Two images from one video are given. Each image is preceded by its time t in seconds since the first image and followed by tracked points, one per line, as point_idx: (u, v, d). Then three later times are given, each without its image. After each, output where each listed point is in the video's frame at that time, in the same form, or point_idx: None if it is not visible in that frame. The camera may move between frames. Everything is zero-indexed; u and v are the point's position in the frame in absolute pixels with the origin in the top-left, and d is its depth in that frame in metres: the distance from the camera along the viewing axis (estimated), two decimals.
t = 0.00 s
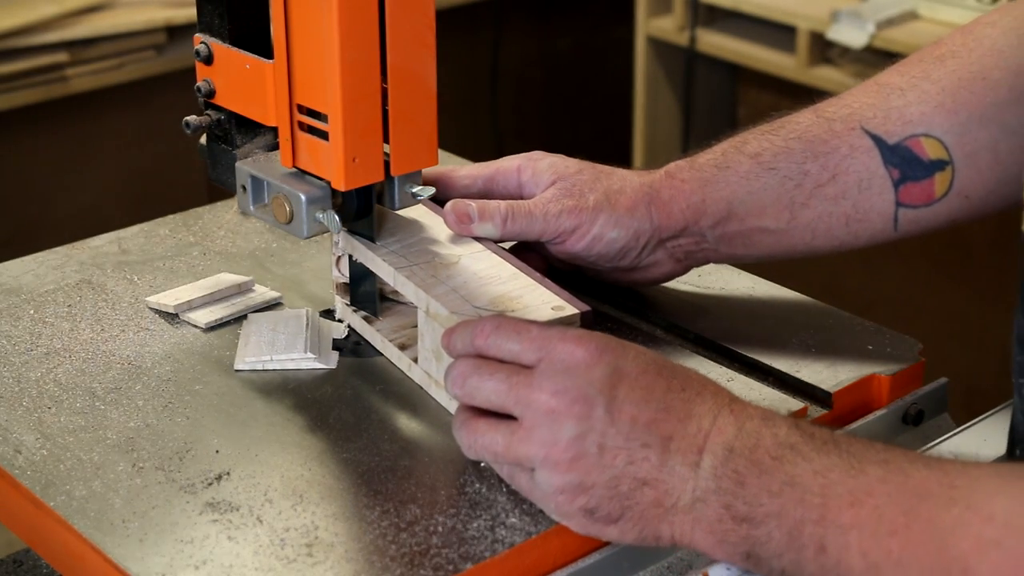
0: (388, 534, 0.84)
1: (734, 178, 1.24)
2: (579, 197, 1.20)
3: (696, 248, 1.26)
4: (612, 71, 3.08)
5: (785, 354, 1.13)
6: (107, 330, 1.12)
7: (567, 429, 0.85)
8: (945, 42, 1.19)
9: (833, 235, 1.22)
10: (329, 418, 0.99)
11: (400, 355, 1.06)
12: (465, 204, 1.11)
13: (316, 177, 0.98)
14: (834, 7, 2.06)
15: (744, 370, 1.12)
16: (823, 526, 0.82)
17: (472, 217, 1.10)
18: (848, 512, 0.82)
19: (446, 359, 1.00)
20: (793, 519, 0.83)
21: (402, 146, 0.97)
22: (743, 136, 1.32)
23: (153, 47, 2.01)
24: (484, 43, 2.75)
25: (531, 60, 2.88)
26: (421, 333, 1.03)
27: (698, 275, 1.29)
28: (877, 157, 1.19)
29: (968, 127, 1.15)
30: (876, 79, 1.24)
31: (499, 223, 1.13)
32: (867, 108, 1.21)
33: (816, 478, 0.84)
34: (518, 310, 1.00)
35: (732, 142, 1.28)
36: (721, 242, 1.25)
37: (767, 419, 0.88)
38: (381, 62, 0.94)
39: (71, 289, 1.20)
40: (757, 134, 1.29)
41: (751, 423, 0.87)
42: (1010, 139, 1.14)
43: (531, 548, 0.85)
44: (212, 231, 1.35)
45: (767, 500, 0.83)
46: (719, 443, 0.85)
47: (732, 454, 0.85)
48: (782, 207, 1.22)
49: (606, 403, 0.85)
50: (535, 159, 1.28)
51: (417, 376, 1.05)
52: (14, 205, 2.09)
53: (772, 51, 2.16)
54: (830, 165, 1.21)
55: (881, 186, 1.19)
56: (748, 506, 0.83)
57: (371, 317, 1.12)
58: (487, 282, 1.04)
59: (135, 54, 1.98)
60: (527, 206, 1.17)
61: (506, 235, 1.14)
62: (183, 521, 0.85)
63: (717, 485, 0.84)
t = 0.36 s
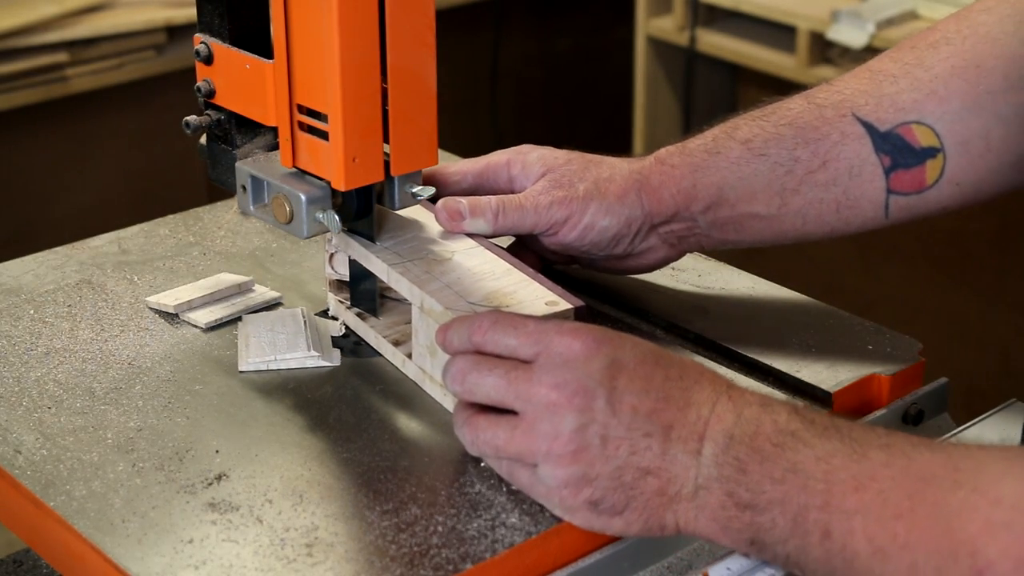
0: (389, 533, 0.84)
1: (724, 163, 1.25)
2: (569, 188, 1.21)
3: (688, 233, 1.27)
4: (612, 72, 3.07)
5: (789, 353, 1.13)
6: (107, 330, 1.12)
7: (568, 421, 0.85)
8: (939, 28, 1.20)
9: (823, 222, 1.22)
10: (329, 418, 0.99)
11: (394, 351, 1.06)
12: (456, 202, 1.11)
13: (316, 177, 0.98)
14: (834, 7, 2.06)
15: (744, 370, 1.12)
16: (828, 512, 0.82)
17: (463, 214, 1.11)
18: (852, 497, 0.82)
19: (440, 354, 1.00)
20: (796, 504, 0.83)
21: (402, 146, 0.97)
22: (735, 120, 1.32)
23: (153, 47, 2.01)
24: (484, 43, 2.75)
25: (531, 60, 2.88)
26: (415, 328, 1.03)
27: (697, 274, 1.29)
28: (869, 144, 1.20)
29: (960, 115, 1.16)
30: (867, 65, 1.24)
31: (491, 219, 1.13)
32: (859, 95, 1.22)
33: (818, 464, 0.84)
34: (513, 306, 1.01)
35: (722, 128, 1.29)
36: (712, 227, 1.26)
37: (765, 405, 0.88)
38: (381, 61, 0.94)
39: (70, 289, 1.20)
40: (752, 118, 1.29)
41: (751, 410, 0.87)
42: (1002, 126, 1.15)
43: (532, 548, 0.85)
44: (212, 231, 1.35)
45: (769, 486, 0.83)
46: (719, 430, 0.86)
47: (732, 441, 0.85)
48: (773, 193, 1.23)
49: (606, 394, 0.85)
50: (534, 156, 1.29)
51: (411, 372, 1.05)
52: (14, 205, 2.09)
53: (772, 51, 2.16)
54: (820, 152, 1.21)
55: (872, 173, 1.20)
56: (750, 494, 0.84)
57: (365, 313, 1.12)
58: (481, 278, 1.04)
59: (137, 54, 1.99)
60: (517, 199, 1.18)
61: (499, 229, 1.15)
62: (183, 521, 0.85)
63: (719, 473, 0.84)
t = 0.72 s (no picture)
0: (389, 534, 0.84)
1: (711, 153, 1.26)
2: (557, 179, 1.22)
3: (676, 223, 1.28)
4: (612, 72, 3.07)
5: (788, 352, 1.13)
6: (107, 330, 1.12)
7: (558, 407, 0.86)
8: (927, 18, 1.20)
9: (810, 210, 1.24)
10: (329, 418, 0.99)
11: (385, 346, 1.07)
12: (444, 197, 1.11)
13: (316, 177, 0.98)
14: (833, 7, 2.06)
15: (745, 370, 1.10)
16: (820, 493, 0.81)
17: (451, 210, 1.10)
18: (845, 479, 0.81)
19: (430, 348, 1.01)
20: (788, 486, 0.82)
21: (402, 146, 0.97)
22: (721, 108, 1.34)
23: (154, 47, 2.01)
24: (484, 43, 2.75)
25: (531, 60, 2.88)
26: (406, 323, 1.04)
27: (697, 274, 1.29)
28: (855, 134, 1.20)
29: (946, 105, 1.16)
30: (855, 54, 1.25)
31: (480, 215, 1.13)
32: (846, 85, 1.22)
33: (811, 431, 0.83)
34: (502, 299, 1.01)
35: (710, 117, 1.30)
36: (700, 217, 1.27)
37: (755, 388, 0.88)
38: (381, 61, 0.94)
39: (70, 289, 1.20)
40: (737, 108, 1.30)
41: (741, 392, 0.87)
42: (988, 118, 1.15)
43: (532, 548, 0.85)
44: (212, 231, 1.35)
45: (762, 468, 0.83)
46: (711, 413, 0.86)
47: (724, 424, 0.85)
48: (760, 181, 1.24)
49: (597, 381, 0.86)
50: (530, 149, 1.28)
51: (402, 367, 1.06)
52: (14, 205, 2.09)
53: (772, 51, 2.16)
54: (807, 142, 1.22)
55: (858, 163, 1.21)
56: (743, 476, 0.83)
57: (355, 308, 1.13)
58: (470, 272, 1.05)
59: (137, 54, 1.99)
60: (504, 193, 1.17)
61: (487, 224, 1.14)
62: (183, 521, 0.85)
63: (712, 456, 0.84)
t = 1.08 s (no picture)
0: (388, 534, 0.84)
1: (718, 161, 1.27)
2: (575, 179, 1.21)
3: (682, 229, 1.28)
4: (612, 73, 3.07)
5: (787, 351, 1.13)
6: (107, 330, 1.12)
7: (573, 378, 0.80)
8: (927, 21, 1.22)
9: (815, 212, 1.25)
10: (329, 418, 0.99)
11: (382, 343, 1.08)
12: (455, 213, 1.09)
13: (316, 177, 0.99)
14: (833, 7, 2.06)
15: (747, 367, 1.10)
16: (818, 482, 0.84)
17: (469, 222, 1.09)
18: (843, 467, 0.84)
19: (428, 343, 1.02)
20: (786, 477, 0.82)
21: (402, 146, 0.97)
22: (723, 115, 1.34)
23: (154, 47, 2.01)
24: (484, 43, 2.75)
25: (531, 60, 2.88)
26: (404, 320, 1.04)
27: (697, 274, 1.28)
28: (860, 139, 1.22)
29: (949, 108, 1.18)
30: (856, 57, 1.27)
31: (500, 220, 1.11)
32: (849, 90, 1.24)
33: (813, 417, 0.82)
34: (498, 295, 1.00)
35: (716, 125, 1.31)
36: (705, 223, 1.28)
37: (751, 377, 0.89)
38: (380, 62, 0.94)
39: (70, 289, 1.20)
40: (743, 111, 1.31)
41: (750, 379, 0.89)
42: (989, 120, 1.18)
43: (532, 548, 0.84)
44: (212, 231, 1.35)
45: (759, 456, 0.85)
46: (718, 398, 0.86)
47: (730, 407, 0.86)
48: (765, 188, 1.26)
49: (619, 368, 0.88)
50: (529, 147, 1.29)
51: (399, 364, 1.06)
52: (14, 206, 2.09)
53: (772, 51, 2.16)
54: (813, 148, 1.24)
55: (863, 168, 1.22)
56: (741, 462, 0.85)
57: (349, 305, 1.14)
58: (466, 269, 1.05)
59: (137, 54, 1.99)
60: (524, 195, 1.15)
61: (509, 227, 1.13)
62: (183, 520, 0.86)
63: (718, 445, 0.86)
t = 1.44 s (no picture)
0: (388, 534, 0.84)
1: (705, 157, 1.23)
2: (564, 181, 1.20)
3: (674, 225, 1.27)
4: (612, 73, 3.08)
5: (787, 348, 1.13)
6: (107, 330, 1.12)
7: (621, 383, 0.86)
8: (915, 6, 1.16)
9: (805, 202, 1.20)
10: (330, 418, 0.99)
11: (379, 340, 1.09)
12: (450, 212, 1.09)
13: (317, 177, 0.99)
14: (833, 7, 2.06)
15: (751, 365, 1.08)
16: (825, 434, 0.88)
17: (458, 224, 1.09)
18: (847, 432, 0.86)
19: (426, 341, 1.02)
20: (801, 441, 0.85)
21: (402, 146, 0.97)
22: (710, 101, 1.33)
23: (154, 47, 2.01)
24: (484, 43, 2.75)
25: (531, 60, 2.89)
26: (401, 317, 1.05)
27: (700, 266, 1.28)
28: (846, 128, 1.15)
29: (937, 94, 1.11)
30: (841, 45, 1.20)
31: (488, 224, 1.11)
32: (834, 79, 1.17)
33: (838, 367, 0.80)
34: (497, 292, 1.01)
35: (702, 120, 1.25)
36: (696, 218, 1.26)
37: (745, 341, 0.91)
38: (381, 62, 0.94)
39: (71, 290, 1.20)
40: (729, 106, 1.25)
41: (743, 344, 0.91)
42: (981, 105, 1.11)
43: (532, 548, 0.83)
44: (213, 231, 1.35)
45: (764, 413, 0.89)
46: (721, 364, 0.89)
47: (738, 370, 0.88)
48: (753, 182, 1.21)
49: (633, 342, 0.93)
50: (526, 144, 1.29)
51: (396, 361, 1.07)
52: (14, 206, 2.09)
53: (771, 51, 2.16)
54: (799, 141, 1.18)
55: (851, 158, 1.16)
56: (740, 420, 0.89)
57: (345, 303, 1.14)
58: (464, 266, 1.05)
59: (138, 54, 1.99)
60: (515, 198, 1.15)
61: (495, 228, 1.13)
62: (184, 520, 0.86)
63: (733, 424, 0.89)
